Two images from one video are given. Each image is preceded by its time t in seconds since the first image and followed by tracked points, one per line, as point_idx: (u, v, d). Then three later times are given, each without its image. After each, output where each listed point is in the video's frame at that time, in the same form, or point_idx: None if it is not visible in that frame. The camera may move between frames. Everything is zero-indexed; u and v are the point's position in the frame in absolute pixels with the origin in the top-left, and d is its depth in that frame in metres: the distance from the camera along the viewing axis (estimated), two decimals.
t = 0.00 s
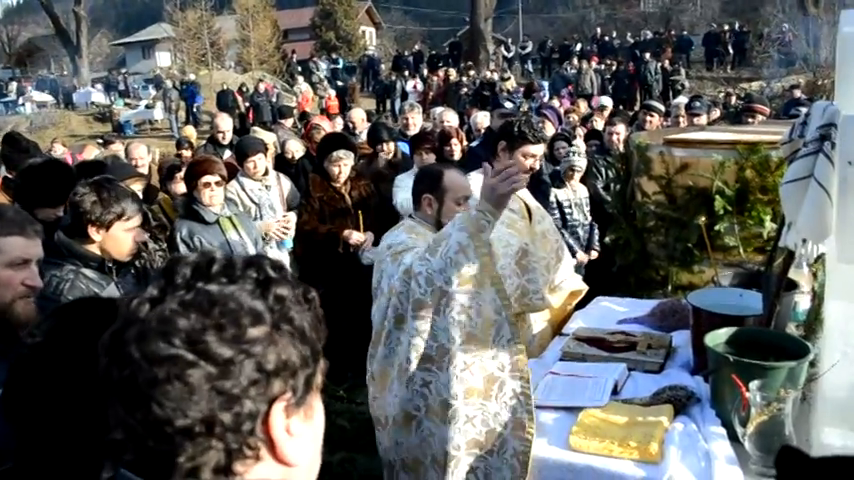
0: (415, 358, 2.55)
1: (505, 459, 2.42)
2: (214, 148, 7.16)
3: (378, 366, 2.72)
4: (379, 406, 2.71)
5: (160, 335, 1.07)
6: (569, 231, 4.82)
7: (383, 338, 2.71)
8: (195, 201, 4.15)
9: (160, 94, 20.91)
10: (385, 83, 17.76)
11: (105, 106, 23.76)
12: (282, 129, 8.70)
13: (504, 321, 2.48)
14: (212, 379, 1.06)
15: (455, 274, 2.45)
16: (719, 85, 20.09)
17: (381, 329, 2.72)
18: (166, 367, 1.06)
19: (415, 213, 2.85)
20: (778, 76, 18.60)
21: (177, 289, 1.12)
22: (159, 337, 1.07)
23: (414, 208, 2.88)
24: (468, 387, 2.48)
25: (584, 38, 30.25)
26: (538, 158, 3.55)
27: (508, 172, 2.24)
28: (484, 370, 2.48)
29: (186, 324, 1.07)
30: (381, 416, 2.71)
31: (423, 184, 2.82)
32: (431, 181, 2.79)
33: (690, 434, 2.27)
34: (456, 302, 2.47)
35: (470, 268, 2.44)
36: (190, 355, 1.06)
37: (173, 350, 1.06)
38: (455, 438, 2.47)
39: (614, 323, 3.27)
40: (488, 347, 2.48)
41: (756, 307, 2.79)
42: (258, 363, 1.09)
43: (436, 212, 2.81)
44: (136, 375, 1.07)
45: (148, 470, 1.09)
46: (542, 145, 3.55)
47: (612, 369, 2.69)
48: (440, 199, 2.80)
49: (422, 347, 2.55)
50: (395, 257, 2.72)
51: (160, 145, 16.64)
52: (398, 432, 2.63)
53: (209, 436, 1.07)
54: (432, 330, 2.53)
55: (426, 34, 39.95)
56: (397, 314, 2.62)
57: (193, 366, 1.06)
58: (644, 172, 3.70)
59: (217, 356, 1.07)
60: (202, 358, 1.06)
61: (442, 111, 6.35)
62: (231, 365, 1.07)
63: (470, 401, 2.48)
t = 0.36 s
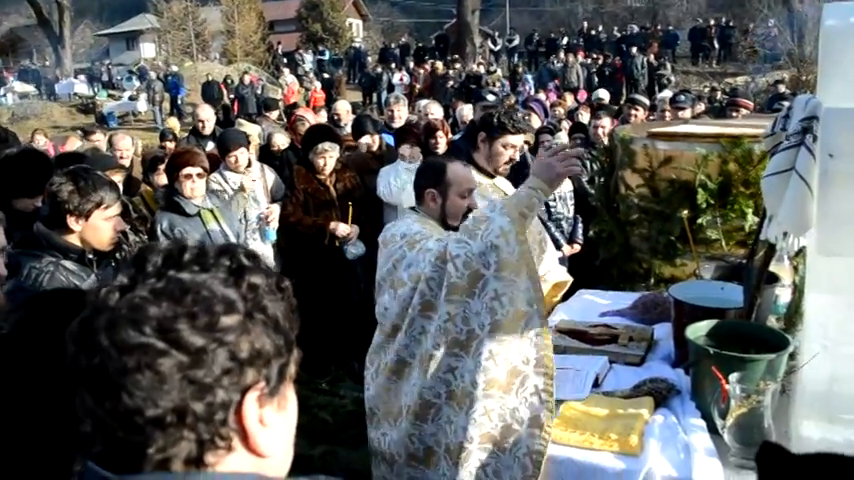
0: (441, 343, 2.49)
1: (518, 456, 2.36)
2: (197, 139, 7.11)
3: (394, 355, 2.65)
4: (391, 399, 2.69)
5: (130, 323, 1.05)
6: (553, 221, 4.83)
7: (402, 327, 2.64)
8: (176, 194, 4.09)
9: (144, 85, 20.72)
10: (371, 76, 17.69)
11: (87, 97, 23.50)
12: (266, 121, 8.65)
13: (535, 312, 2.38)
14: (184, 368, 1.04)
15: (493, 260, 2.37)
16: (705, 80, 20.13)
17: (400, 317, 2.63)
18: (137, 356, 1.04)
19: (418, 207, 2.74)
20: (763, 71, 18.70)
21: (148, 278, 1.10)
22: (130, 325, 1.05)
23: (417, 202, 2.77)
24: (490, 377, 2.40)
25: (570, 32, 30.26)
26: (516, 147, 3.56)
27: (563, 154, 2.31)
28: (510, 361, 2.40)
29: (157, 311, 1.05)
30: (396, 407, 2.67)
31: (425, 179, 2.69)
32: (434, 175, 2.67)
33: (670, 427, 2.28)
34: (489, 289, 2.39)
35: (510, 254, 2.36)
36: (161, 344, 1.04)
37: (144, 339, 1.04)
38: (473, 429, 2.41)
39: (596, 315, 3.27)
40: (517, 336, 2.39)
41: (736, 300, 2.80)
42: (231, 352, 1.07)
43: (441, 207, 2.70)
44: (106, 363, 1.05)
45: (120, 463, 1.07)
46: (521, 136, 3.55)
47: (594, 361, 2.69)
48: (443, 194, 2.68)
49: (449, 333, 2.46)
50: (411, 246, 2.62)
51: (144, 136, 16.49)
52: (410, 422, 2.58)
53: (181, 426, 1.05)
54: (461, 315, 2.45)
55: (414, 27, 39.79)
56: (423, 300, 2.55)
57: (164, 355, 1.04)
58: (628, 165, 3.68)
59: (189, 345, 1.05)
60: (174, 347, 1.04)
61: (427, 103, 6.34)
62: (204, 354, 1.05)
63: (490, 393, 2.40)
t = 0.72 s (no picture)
0: (474, 374, 2.26)
1: None
2: (164, 129, 6.99)
3: (406, 371, 2.42)
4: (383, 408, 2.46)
5: (71, 308, 0.99)
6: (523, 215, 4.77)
7: (417, 338, 2.41)
8: (143, 184, 3.96)
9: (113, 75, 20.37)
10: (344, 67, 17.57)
11: (54, 86, 23.06)
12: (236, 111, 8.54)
13: (584, 371, 2.22)
14: (127, 355, 0.99)
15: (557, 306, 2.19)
16: (676, 74, 20.26)
17: (420, 332, 2.40)
18: (78, 341, 0.98)
19: (430, 207, 2.44)
20: (732, 66, 18.91)
21: (91, 262, 1.04)
22: (70, 310, 0.99)
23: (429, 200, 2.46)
24: (520, 422, 2.22)
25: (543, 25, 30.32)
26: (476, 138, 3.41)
27: (659, 230, 2.05)
28: (545, 410, 2.22)
29: (99, 296, 0.99)
30: (391, 420, 2.46)
31: (438, 176, 2.38)
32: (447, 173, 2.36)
33: (635, 416, 2.30)
34: (544, 337, 2.20)
35: (576, 304, 2.19)
36: (103, 329, 0.98)
37: (85, 324, 0.98)
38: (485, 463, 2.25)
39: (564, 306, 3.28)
40: (560, 388, 2.22)
41: (701, 290, 2.79)
42: (177, 338, 1.01)
43: (456, 208, 2.40)
44: (45, 349, 0.99)
45: (61, 453, 1.01)
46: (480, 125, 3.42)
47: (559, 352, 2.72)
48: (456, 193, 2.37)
49: (487, 368, 2.24)
50: (445, 255, 2.35)
51: (111, 126, 16.23)
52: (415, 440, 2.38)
53: (124, 414, 1.00)
54: (507, 354, 2.22)
55: (387, 19, 39.53)
56: (460, 326, 2.29)
57: (106, 341, 0.98)
58: (597, 157, 3.79)
59: (133, 331, 0.99)
60: (116, 333, 0.99)
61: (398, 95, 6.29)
62: (148, 340, 1.00)
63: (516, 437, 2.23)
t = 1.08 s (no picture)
0: (499, 391, 2.16)
1: None
2: (149, 125, 6.93)
3: (422, 379, 2.25)
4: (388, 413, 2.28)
5: (29, 300, 0.94)
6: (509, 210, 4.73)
7: (433, 345, 2.27)
8: (127, 181, 3.85)
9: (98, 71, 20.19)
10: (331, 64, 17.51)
11: (39, 82, 22.86)
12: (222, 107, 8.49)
13: (603, 404, 2.17)
14: (86, 347, 0.93)
15: (595, 337, 2.16)
16: (663, 72, 20.33)
17: (441, 340, 2.26)
18: (36, 333, 0.93)
19: (454, 213, 2.37)
20: (718, 64, 19.00)
21: (51, 253, 0.98)
22: (28, 301, 0.94)
23: (452, 205, 2.40)
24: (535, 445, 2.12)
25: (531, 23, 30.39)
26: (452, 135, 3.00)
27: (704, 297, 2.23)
28: (555, 435, 2.14)
29: (58, 287, 0.94)
30: (393, 428, 2.27)
31: (468, 184, 2.33)
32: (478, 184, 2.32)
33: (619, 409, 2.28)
34: (576, 365, 2.15)
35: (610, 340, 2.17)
36: (61, 320, 0.93)
37: (42, 315, 0.93)
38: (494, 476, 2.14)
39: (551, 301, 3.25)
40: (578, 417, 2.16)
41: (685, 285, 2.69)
42: (138, 330, 0.96)
43: (482, 217, 2.36)
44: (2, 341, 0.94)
45: (19, 447, 0.96)
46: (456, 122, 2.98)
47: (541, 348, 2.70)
48: (487, 205, 2.34)
49: (514, 387, 2.14)
50: (484, 269, 2.22)
51: (96, 123, 16.13)
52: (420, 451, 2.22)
53: (84, 407, 0.95)
54: (538, 376, 2.13)
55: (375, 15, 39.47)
56: (491, 343, 2.18)
57: (64, 332, 0.93)
58: (581, 153, 3.74)
59: (92, 322, 0.94)
60: (75, 324, 0.93)
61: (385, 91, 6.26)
62: (108, 331, 0.94)
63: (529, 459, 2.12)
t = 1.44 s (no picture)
0: (475, 377, 2.15)
1: None
2: (126, 113, 6.85)
3: (397, 364, 2.23)
4: (365, 400, 2.27)
5: None
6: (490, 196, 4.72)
7: (408, 330, 2.25)
8: (102, 169, 3.78)
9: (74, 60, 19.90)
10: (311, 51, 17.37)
11: (14, 71, 22.51)
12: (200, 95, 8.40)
13: (585, 393, 2.11)
14: (37, 331, 0.90)
15: (569, 323, 2.13)
16: (643, 57, 20.37)
17: (416, 325, 2.24)
18: None
19: (433, 197, 2.42)
20: (698, 49, 19.06)
21: None
22: None
23: (432, 190, 2.45)
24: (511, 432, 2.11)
25: (511, 8, 30.32)
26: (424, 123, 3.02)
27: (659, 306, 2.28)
28: (538, 426, 2.10)
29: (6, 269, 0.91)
30: (370, 414, 2.26)
31: (452, 169, 2.39)
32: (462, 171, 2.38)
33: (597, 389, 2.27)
34: (551, 350, 2.12)
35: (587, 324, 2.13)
36: (11, 304, 0.90)
37: None
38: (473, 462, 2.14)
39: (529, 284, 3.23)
40: (558, 406, 2.10)
41: (662, 266, 2.67)
42: (92, 313, 0.93)
43: (461, 203, 2.42)
44: None
45: None
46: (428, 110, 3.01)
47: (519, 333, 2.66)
48: (467, 191, 2.40)
49: (489, 374, 2.12)
50: (457, 252, 2.22)
51: (72, 112, 15.92)
52: (400, 438, 2.20)
53: (37, 393, 0.92)
54: (511, 362, 2.12)
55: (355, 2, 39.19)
56: (465, 328, 2.16)
57: (13, 316, 0.90)
58: (560, 136, 3.79)
59: (42, 305, 0.91)
60: (25, 307, 0.90)
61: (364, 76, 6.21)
62: (60, 314, 0.91)
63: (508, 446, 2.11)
